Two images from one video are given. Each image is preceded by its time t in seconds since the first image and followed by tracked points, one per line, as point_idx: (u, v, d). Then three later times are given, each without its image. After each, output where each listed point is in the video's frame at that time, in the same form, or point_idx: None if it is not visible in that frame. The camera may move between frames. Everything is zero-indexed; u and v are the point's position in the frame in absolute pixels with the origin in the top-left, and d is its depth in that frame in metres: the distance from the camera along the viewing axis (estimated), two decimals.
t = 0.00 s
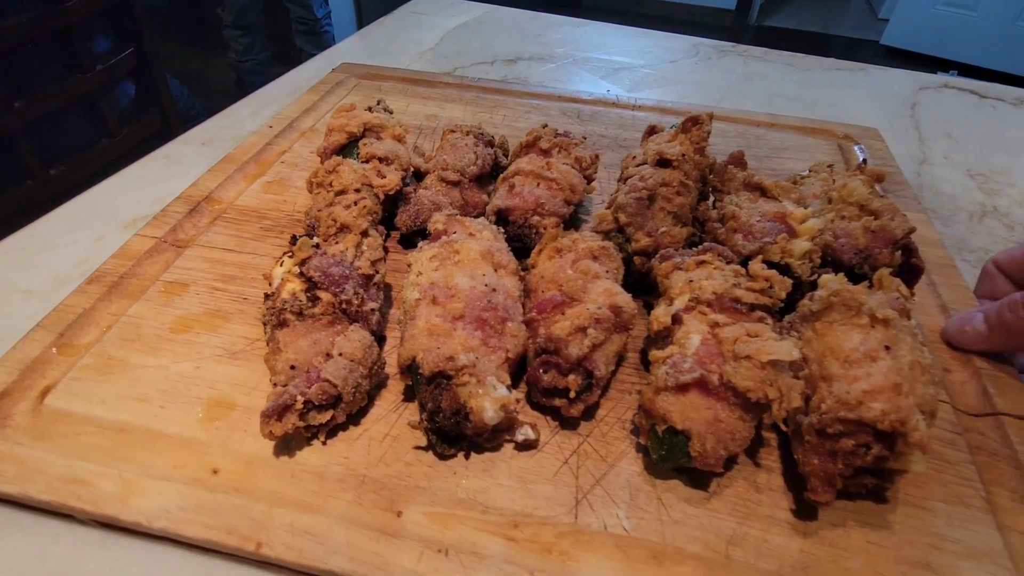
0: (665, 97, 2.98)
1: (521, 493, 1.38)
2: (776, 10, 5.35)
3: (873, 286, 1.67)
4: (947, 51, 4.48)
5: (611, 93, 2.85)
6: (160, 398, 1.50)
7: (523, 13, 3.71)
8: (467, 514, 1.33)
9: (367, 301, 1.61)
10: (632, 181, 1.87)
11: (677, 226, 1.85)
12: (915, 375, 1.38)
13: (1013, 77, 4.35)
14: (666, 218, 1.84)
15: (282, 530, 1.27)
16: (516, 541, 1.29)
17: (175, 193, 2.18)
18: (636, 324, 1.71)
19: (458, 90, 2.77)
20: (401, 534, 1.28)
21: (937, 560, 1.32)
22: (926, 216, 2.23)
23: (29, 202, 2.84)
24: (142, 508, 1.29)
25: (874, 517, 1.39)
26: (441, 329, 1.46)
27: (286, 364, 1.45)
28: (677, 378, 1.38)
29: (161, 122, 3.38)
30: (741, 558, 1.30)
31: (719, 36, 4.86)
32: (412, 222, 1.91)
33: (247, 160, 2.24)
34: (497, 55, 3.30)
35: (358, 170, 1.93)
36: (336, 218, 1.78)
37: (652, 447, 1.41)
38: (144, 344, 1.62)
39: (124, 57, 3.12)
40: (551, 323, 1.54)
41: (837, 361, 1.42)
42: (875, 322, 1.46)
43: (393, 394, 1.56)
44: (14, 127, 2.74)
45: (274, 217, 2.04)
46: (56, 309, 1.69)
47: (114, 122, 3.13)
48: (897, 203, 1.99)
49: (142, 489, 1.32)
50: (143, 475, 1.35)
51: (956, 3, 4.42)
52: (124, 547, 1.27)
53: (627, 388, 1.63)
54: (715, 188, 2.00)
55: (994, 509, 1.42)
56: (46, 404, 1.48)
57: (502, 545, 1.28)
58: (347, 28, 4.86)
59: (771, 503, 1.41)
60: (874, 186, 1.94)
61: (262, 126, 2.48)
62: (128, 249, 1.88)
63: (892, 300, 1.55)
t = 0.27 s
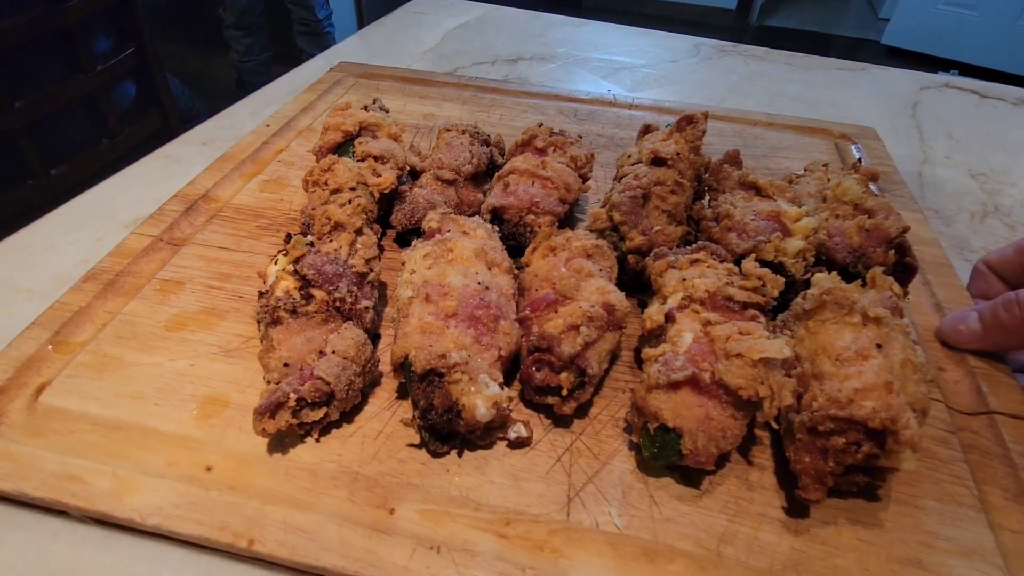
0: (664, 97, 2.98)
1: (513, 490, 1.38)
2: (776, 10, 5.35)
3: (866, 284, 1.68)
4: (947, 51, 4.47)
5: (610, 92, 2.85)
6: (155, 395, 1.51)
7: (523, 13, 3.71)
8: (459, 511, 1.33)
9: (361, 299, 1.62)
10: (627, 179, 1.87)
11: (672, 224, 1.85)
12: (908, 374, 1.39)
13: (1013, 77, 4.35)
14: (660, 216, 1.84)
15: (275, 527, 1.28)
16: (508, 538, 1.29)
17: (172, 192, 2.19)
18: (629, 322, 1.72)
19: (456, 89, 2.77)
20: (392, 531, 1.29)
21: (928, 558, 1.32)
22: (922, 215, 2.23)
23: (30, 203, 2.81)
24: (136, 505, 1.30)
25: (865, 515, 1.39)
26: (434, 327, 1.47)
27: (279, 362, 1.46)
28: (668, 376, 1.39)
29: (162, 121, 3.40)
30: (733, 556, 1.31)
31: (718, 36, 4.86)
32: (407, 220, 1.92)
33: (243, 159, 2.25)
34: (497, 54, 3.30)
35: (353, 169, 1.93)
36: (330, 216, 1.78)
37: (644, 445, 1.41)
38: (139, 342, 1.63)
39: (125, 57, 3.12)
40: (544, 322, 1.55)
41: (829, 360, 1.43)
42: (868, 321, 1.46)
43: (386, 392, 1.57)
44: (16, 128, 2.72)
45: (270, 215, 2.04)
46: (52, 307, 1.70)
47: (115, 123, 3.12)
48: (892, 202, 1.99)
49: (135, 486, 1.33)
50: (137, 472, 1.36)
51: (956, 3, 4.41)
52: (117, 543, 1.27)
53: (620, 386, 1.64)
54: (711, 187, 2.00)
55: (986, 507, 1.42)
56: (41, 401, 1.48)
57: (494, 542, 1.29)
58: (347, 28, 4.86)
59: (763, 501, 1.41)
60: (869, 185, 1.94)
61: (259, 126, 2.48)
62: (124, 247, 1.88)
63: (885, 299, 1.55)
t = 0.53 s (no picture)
0: (664, 96, 2.98)
1: (513, 491, 1.38)
2: (776, 10, 5.34)
3: (866, 284, 1.67)
4: (948, 51, 4.47)
5: (610, 92, 2.85)
6: (155, 396, 1.51)
7: (523, 13, 3.71)
8: (459, 511, 1.33)
9: (361, 300, 1.62)
10: (626, 180, 1.87)
11: (671, 224, 1.85)
12: (906, 374, 1.39)
13: (1013, 77, 4.34)
14: (660, 216, 1.84)
15: (274, 527, 1.28)
16: (507, 539, 1.30)
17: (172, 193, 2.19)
18: (629, 322, 1.72)
19: (455, 89, 2.77)
20: (392, 532, 1.29)
21: (928, 558, 1.32)
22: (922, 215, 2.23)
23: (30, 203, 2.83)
24: (136, 506, 1.30)
25: (865, 516, 1.39)
26: (433, 328, 1.47)
27: (279, 363, 1.46)
28: (668, 376, 1.39)
29: (162, 122, 3.40)
30: (732, 556, 1.31)
31: (718, 36, 4.85)
32: (407, 221, 1.92)
33: (243, 160, 2.25)
34: (497, 54, 3.30)
35: (353, 169, 1.93)
36: (329, 217, 1.78)
37: (643, 445, 1.41)
38: (139, 342, 1.63)
39: (125, 57, 3.13)
40: (544, 322, 1.55)
41: (829, 360, 1.43)
42: (867, 321, 1.46)
43: (386, 393, 1.57)
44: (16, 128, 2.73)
45: (270, 216, 2.04)
46: (52, 308, 1.70)
47: (115, 123, 3.13)
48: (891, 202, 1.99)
49: (135, 487, 1.33)
50: (137, 473, 1.36)
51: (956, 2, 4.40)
52: (117, 544, 1.28)
53: (620, 387, 1.64)
54: (711, 187, 1.99)
55: (986, 507, 1.42)
56: (42, 402, 1.49)
57: (493, 542, 1.29)
58: (347, 28, 4.86)
59: (762, 501, 1.41)
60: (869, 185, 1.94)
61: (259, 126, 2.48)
62: (124, 247, 1.88)
63: (884, 299, 1.55)
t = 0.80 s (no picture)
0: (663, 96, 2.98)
1: (512, 491, 1.38)
2: (775, 10, 5.34)
3: (865, 284, 1.67)
4: (946, 51, 4.47)
5: (609, 93, 2.85)
6: (153, 397, 1.51)
7: (522, 13, 3.71)
8: (458, 511, 1.33)
9: (360, 300, 1.62)
10: (625, 180, 1.87)
11: (670, 225, 1.86)
12: (905, 374, 1.39)
13: (1012, 78, 4.35)
14: (659, 216, 1.84)
15: (273, 528, 1.28)
16: (506, 539, 1.30)
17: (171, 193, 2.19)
18: (628, 322, 1.72)
19: (454, 90, 2.77)
20: (391, 532, 1.29)
21: (927, 558, 1.32)
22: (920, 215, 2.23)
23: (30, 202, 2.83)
24: (135, 507, 1.30)
25: (864, 516, 1.39)
26: (432, 328, 1.47)
27: (278, 363, 1.46)
28: (667, 377, 1.39)
29: (161, 122, 3.40)
30: (731, 556, 1.31)
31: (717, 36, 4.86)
32: (406, 221, 1.92)
33: (242, 160, 2.25)
34: (495, 54, 3.30)
35: (352, 170, 1.93)
36: (328, 217, 1.78)
37: (642, 445, 1.41)
38: (138, 343, 1.63)
39: (124, 57, 3.13)
40: (543, 322, 1.55)
41: (828, 360, 1.43)
42: (866, 321, 1.46)
43: (385, 393, 1.57)
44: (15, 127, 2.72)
45: (269, 216, 2.04)
46: (51, 308, 1.70)
47: (114, 122, 3.13)
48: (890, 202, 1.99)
49: (134, 487, 1.33)
50: (136, 473, 1.36)
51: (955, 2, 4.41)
52: (116, 544, 1.27)
53: (619, 387, 1.64)
54: (709, 187, 1.99)
55: (984, 506, 1.42)
56: (40, 402, 1.48)
57: (493, 542, 1.29)
58: (346, 28, 4.86)
59: (761, 501, 1.41)
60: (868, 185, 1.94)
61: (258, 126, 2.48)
62: (122, 248, 1.88)
63: (882, 299, 1.55)
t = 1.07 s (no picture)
0: (662, 97, 2.98)
1: (511, 491, 1.38)
2: (774, 10, 5.35)
3: (864, 284, 1.67)
4: (945, 51, 4.48)
5: (608, 93, 2.85)
6: (152, 397, 1.51)
7: (521, 14, 3.71)
8: (457, 512, 1.33)
9: (359, 300, 1.62)
10: (624, 180, 1.87)
11: (669, 225, 1.86)
12: (904, 374, 1.39)
13: (1010, 78, 4.35)
14: (658, 216, 1.85)
15: (272, 528, 1.28)
16: (505, 539, 1.30)
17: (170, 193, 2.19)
18: (627, 322, 1.72)
19: (453, 90, 2.77)
20: (390, 532, 1.29)
21: (925, 557, 1.33)
22: (919, 215, 2.23)
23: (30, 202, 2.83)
24: (134, 507, 1.30)
25: (863, 516, 1.39)
26: (431, 329, 1.47)
27: (277, 364, 1.46)
28: (666, 377, 1.39)
29: (160, 122, 3.41)
30: (730, 556, 1.31)
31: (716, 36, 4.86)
32: (405, 221, 1.92)
33: (241, 160, 2.25)
34: (495, 55, 3.30)
35: (351, 170, 1.93)
36: (327, 218, 1.79)
37: (641, 445, 1.41)
38: (136, 343, 1.63)
39: (123, 57, 3.13)
40: (542, 322, 1.55)
41: (827, 360, 1.43)
42: (865, 321, 1.46)
43: (384, 393, 1.57)
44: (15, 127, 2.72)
45: (268, 216, 2.04)
46: (49, 309, 1.70)
47: (113, 122, 3.13)
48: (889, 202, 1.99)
49: (133, 487, 1.33)
50: (134, 474, 1.36)
51: (953, 3, 4.41)
52: (115, 544, 1.27)
53: (618, 387, 1.64)
54: (708, 187, 2.00)
55: (983, 506, 1.42)
56: (39, 403, 1.48)
57: (492, 543, 1.29)
58: (345, 28, 4.86)
59: (760, 501, 1.41)
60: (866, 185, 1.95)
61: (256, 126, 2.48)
62: (121, 248, 1.88)
63: (881, 299, 1.55)
